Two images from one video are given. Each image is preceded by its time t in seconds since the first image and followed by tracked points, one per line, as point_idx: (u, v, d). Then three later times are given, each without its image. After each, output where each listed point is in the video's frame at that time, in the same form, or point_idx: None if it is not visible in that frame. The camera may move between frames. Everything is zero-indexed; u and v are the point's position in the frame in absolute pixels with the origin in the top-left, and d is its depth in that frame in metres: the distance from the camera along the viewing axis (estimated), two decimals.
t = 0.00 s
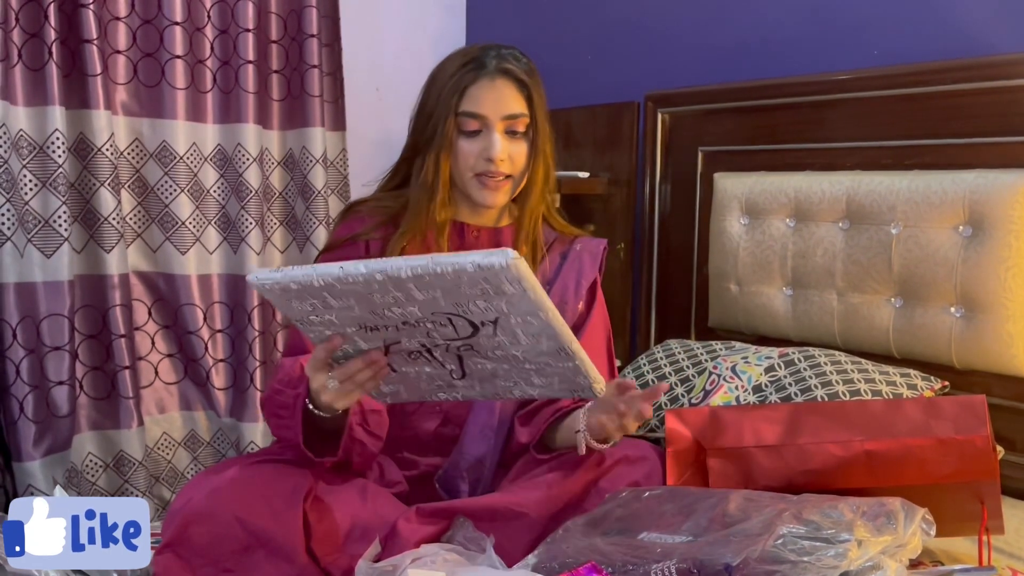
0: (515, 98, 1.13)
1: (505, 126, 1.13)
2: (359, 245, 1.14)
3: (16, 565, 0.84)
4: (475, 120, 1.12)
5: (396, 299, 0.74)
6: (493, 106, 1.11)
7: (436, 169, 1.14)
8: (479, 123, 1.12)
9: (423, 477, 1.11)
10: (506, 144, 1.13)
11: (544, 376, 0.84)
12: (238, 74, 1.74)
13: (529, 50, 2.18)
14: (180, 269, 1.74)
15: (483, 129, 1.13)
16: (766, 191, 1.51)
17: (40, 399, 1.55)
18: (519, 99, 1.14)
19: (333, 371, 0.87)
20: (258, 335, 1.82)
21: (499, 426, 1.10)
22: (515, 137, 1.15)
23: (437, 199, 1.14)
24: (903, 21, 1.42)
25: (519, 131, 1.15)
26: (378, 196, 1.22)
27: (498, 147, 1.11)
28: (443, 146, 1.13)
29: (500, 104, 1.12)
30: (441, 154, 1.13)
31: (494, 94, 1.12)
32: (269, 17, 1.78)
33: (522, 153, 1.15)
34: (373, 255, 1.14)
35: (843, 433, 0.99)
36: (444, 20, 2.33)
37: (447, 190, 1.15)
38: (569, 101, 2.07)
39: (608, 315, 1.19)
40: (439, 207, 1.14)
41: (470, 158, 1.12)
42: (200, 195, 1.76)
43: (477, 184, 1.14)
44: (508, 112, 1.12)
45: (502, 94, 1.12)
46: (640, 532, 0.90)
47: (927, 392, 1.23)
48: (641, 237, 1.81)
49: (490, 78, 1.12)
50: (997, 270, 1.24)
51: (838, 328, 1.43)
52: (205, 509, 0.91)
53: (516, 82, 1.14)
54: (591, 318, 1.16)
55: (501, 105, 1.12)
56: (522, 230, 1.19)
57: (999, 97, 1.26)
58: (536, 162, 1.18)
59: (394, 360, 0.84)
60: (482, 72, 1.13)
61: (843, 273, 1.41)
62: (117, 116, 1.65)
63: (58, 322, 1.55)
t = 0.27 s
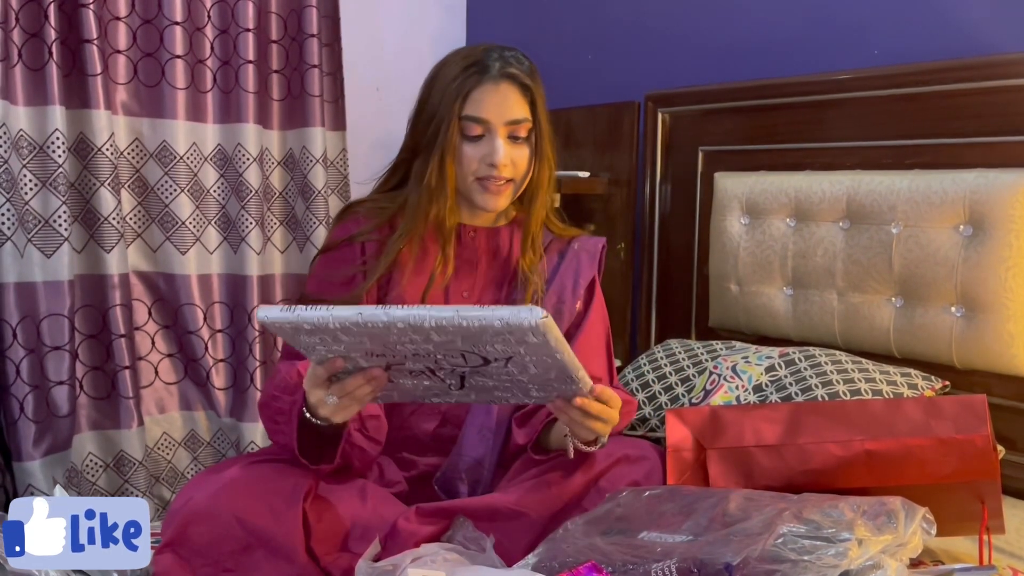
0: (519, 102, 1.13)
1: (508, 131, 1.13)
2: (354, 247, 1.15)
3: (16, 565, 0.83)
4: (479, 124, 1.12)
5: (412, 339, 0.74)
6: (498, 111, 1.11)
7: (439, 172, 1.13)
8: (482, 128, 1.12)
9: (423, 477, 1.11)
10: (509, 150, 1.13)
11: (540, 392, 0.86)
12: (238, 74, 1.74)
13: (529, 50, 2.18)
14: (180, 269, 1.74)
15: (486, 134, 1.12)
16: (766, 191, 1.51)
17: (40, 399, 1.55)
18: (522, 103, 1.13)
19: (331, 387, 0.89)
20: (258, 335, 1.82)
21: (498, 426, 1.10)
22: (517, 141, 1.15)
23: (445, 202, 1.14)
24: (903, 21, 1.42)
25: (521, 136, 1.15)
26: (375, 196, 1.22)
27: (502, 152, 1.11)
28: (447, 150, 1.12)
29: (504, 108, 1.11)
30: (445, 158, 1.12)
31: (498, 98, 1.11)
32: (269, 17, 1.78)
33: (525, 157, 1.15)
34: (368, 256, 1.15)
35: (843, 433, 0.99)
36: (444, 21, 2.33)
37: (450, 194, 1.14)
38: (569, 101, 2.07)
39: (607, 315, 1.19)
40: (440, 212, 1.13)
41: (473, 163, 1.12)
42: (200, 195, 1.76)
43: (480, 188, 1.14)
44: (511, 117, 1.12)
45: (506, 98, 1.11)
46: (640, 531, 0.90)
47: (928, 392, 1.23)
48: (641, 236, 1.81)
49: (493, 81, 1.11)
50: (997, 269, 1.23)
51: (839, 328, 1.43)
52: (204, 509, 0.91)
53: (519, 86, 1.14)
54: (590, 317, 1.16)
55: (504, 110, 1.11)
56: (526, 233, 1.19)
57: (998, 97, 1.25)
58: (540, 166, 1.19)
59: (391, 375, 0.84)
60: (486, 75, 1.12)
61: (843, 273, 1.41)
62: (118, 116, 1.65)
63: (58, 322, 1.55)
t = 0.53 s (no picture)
0: (515, 105, 1.11)
1: (505, 134, 1.11)
2: (354, 249, 1.16)
3: (16, 565, 0.83)
4: (475, 128, 1.10)
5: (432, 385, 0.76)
6: (494, 115, 1.09)
7: (436, 177, 1.12)
8: (478, 132, 1.10)
9: (423, 478, 1.10)
10: (506, 153, 1.11)
11: (531, 419, 0.90)
12: (238, 74, 1.74)
13: (529, 50, 2.18)
14: (180, 269, 1.74)
15: (482, 137, 1.10)
16: (766, 191, 1.51)
17: (40, 400, 1.55)
18: (519, 105, 1.11)
19: (321, 420, 0.89)
20: (258, 335, 1.82)
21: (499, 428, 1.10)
22: (514, 144, 1.13)
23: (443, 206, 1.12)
24: (903, 21, 1.42)
25: (518, 138, 1.13)
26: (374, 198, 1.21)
27: (498, 156, 1.09)
28: (443, 155, 1.10)
29: (500, 112, 1.09)
30: (442, 162, 1.11)
31: (494, 101, 1.09)
32: (269, 17, 1.78)
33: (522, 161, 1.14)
34: (369, 259, 1.15)
35: (843, 433, 0.99)
36: (444, 21, 2.33)
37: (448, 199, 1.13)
38: (569, 101, 2.07)
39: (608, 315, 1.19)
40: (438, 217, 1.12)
41: (470, 167, 1.11)
42: (200, 195, 1.76)
43: (477, 192, 1.12)
44: (507, 120, 1.10)
45: (502, 101, 1.10)
46: (640, 531, 0.90)
47: (928, 392, 1.23)
48: (641, 236, 1.81)
49: (489, 85, 1.10)
50: (997, 269, 1.23)
51: (839, 327, 1.43)
52: (204, 509, 0.91)
53: (515, 88, 1.12)
54: (590, 317, 1.16)
55: (500, 113, 1.09)
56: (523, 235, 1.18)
57: (998, 98, 1.26)
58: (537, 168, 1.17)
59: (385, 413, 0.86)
60: (482, 79, 1.10)
61: (843, 273, 1.41)
62: (118, 117, 1.65)
63: (58, 322, 1.55)
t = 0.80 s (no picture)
0: (512, 109, 1.11)
1: (501, 138, 1.11)
2: (354, 251, 1.15)
3: (15, 565, 0.83)
4: (471, 133, 1.10)
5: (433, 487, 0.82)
6: (490, 119, 1.09)
7: (432, 181, 1.11)
8: (475, 137, 1.10)
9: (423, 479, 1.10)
10: (502, 158, 1.11)
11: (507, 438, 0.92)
12: (238, 75, 1.74)
13: (529, 50, 2.18)
14: (180, 270, 1.74)
15: (479, 142, 1.10)
16: (766, 191, 1.51)
17: (40, 400, 1.55)
18: (515, 110, 1.11)
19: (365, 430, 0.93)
20: (257, 336, 1.82)
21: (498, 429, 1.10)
22: (511, 148, 1.13)
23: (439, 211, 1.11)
24: (903, 22, 1.42)
25: (515, 143, 1.13)
26: (370, 199, 1.21)
27: (494, 161, 1.09)
28: (440, 160, 1.10)
29: (497, 117, 1.09)
30: (439, 167, 1.10)
31: (491, 106, 1.09)
32: (269, 18, 1.78)
33: (519, 165, 1.14)
34: (369, 258, 1.15)
35: (844, 435, 0.99)
36: (445, 22, 2.33)
37: (445, 203, 1.12)
38: (569, 101, 2.07)
39: (607, 314, 1.20)
40: (434, 221, 1.12)
41: (466, 172, 1.11)
42: (200, 195, 1.76)
43: (474, 195, 1.12)
44: (503, 125, 1.10)
45: (498, 106, 1.09)
46: (640, 532, 0.90)
47: (928, 393, 1.23)
48: (642, 237, 1.80)
49: (485, 89, 1.10)
50: (997, 270, 1.23)
51: (839, 328, 1.43)
52: (203, 511, 0.91)
53: (512, 92, 1.11)
54: (590, 317, 1.17)
55: (497, 118, 1.09)
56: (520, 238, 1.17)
57: (998, 99, 1.26)
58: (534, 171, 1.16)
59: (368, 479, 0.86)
60: (478, 83, 1.10)
61: (844, 273, 1.41)
62: (118, 118, 1.66)
63: (58, 323, 1.55)
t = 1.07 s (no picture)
0: (508, 111, 1.10)
1: (499, 141, 1.10)
2: (360, 257, 1.14)
3: (15, 565, 0.83)
4: (468, 136, 1.09)
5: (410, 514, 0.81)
6: (487, 123, 1.09)
7: (430, 184, 1.11)
8: (472, 139, 1.09)
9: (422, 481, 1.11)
10: (500, 160, 1.10)
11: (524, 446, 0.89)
12: (239, 75, 1.74)
13: (530, 51, 2.18)
14: (180, 270, 1.74)
15: (476, 145, 1.10)
16: (767, 192, 1.51)
17: (40, 400, 1.55)
18: (512, 112, 1.11)
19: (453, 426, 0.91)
20: (258, 336, 1.82)
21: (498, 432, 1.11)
22: (509, 150, 1.12)
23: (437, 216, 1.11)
24: (904, 22, 1.42)
25: (513, 144, 1.12)
26: (370, 202, 1.21)
27: (492, 164, 1.09)
28: (438, 164, 1.10)
29: (493, 120, 1.09)
30: (436, 171, 1.10)
31: (487, 109, 1.09)
32: (270, 18, 1.78)
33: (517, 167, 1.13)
34: (378, 265, 1.15)
35: (844, 435, 0.99)
36: (445, 22, 2.33)
37: (443, 206, 1.12)
38: (570, 101, 2.07)
39: (607, 312, 1.21)
40: (433, 226, 1.11)
41: (465, 174, 1.10)
42: (201, 195, 1.76)
43: (473, 198, 1.12)
44: (500, 127, 1.09)
45: (494, 108, 1.09)
46: (640, 533, 0.90)
47: (929, 394, 1.23)
48: (642, 237, 1.81)
49: (481, 92, 1.09)
50: (998, 271, 1.23)
51: (839, 329, 1.43)
52: (204, 511, 0.91)
53: (509, 94, 1.11)
54: (589, 316, 1.17)
55: (494, 120, 1.09)
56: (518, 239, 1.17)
57: (999, 100, 1.26)
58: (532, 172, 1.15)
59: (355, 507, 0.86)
60: (474, 86, 1.09)
61: (844, 274, 1.41)
62: (119, 118, 1.66)
63: (59, 323, 1.55)
